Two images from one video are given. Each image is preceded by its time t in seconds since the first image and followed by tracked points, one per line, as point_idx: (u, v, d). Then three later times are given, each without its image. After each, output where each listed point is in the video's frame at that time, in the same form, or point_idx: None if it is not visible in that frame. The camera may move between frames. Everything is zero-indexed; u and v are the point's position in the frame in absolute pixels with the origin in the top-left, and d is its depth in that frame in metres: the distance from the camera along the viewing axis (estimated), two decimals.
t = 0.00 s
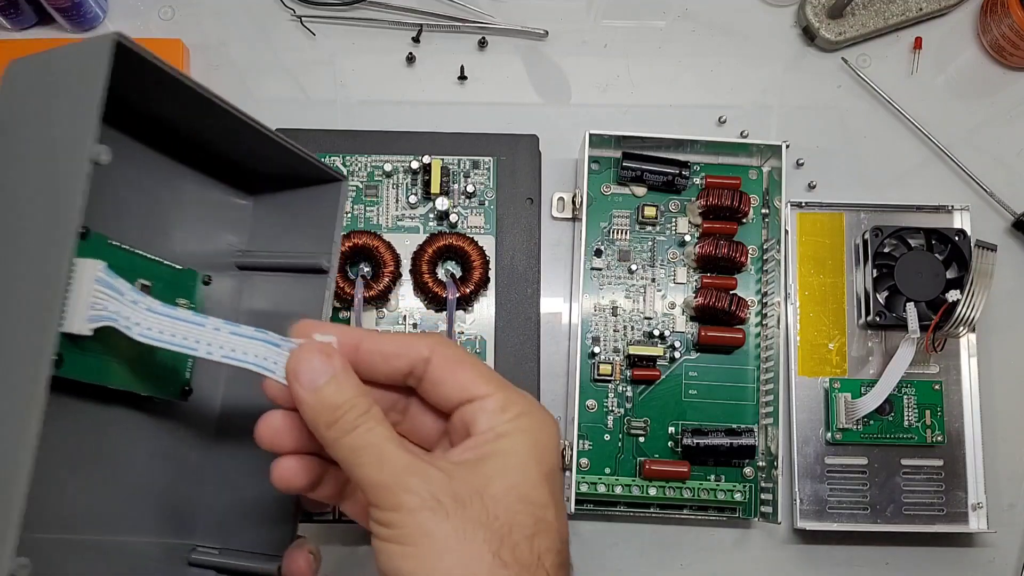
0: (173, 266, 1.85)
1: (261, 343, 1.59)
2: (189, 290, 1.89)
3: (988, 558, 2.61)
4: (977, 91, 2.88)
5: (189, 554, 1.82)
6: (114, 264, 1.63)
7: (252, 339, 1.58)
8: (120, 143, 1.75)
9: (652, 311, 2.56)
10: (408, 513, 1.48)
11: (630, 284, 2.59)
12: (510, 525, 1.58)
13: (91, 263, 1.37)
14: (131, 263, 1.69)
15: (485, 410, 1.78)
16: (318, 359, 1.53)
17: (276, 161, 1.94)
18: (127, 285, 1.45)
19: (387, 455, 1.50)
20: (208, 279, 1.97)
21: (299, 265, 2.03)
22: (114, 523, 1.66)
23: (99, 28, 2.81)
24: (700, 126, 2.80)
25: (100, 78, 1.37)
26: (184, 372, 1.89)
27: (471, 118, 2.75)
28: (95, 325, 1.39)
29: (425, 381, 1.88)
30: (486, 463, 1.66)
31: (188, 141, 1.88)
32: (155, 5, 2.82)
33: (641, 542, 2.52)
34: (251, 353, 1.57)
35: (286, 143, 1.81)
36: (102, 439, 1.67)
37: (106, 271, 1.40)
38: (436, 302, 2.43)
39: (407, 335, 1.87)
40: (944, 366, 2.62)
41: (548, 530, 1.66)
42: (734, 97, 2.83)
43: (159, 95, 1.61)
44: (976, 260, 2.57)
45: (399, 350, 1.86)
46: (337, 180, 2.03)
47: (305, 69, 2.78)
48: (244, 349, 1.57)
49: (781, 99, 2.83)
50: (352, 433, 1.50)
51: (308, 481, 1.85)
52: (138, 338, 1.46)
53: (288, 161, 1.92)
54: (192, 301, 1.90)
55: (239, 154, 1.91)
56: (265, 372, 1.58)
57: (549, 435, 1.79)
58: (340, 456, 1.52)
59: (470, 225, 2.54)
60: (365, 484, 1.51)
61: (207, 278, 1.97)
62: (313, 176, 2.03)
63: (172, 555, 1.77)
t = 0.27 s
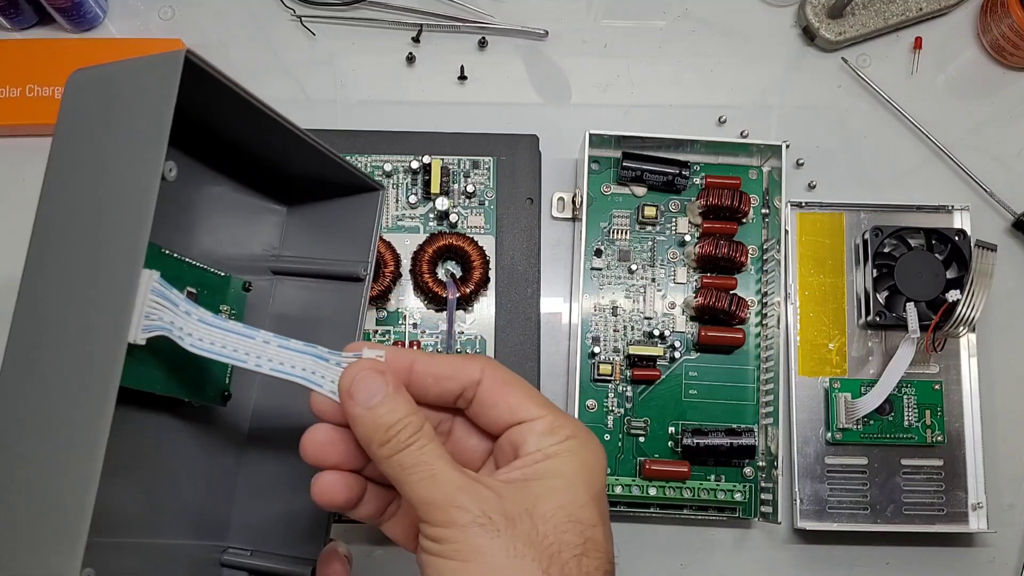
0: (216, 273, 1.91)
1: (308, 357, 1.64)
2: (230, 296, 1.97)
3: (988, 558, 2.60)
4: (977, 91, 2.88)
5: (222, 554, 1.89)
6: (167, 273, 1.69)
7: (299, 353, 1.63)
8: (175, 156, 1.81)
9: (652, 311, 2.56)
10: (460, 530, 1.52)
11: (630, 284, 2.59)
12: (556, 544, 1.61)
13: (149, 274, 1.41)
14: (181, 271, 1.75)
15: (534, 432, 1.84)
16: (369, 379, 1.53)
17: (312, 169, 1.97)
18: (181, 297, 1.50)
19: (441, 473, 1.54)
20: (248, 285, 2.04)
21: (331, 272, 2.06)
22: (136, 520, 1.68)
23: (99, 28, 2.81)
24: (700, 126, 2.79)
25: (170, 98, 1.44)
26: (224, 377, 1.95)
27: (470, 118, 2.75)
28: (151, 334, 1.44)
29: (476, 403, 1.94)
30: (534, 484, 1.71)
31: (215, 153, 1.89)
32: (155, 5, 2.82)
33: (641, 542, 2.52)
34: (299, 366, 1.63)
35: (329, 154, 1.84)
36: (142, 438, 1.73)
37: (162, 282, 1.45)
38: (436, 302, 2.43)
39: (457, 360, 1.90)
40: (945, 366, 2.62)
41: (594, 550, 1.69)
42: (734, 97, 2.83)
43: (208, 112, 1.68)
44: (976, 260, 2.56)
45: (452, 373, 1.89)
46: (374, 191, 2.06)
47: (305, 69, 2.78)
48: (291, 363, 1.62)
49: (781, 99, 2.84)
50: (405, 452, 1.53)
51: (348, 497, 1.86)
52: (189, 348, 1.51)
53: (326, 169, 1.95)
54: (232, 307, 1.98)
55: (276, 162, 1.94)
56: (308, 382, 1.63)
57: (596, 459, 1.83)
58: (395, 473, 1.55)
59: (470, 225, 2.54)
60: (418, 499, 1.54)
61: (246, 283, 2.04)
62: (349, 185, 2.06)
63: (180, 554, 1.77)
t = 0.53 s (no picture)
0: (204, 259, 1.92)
1: (298, 341, 1.64)
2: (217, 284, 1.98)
3: (988, 558, 2.60)
4: (977, 91, 2.88)
5: (221, 541, 1.94)
6: (156, 260, 1.70)
7: (289, 338, 1.63)
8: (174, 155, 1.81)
9: (652, 311, 2.56)
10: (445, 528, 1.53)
11: (630, 284, 2.59)
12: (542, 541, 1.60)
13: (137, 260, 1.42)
14: (170, 258, 1.76)
15: (519, 427, 1.84)
16: (358, 382, 1.59)
17: (293, 153, 1.98)
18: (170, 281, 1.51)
19: (427, 471, 1.56)
20: (235, 271, 2.06)
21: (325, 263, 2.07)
22: (136, 516, 1.67)
23: (99, 28, 2.81)
24: (700, 126, 2.80)
25: (155, 87, 1.46)
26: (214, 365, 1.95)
27: (470, 118, 2.75)
28: (141, 320, 1.44)
29: (461, 398, 1.97)
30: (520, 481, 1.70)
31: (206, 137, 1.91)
32: (155, 5, 2.82)
33: (641, 542, 2.52)
34: (289, 351, 1.62)
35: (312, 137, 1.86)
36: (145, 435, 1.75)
37: (150, 270, 1.46)
38: (436, 301, 2.43)
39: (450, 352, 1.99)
40: (945, 366, 2.62)
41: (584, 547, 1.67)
42: (734, 97, 2.83)
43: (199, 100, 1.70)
44: (976, 260, 2.55)
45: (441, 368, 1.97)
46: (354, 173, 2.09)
47: (305, 69, 2.78)
48: (282, 348, 1.61)
49: (781, 99, 2.84)
50: (392, 451, 1.55)
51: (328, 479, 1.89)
52: (180, 333, 1.51)
53: (308, 153, 1.97)
54: (219, 293, 1.99)
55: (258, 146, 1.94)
56: (299, 367, 1.63)
57: (582, 454, 1.81)
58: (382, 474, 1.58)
59: (470, 225, 2.54)
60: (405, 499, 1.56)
61: (231, 270, 2.04)
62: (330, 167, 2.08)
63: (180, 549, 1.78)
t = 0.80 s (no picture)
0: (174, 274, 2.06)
1: (277, 349, 1.70)
2: (188, 296, 2.13)
3: (988, 558, 2.61)
4: (977, 91, 2.88)
5: (193, 550, 2.03)
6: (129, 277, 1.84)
7: (266, 346, 1.69)
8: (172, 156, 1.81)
9: (652, 311, 2.56)
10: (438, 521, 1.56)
11: (630, 284, 2.58)
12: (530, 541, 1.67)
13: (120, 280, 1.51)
14: (147, 274, 1.93)
15: (503, 434, 1.89)
16: (358, 371, 1.61)
17: (260, 160, 2.04)
18: (151, 299, 1.58)
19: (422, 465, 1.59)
20: (205, 283, 2.19)
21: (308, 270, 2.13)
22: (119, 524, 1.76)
23: (99, 28, 2.81)
24: (700, 126, 2.80)
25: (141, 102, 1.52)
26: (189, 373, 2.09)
27: (470, 118, 2.75)
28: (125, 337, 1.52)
29: (450, 399, 1.97)
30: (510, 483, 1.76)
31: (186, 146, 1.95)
32: (155, 5, 2.82)
33: (641, 542, 2.52)
34: (269, 359, 1.68)
35: (276, 149, 1.93)
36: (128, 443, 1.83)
37: (133, 287, 1.53)
38: (436, 302, 2.43)
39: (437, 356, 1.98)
40: (945, 366, 2.62)
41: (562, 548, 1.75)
42: (733, 97, 2.83)
43: (175, 114, 1.75)
44: (976, 260, 2.55)
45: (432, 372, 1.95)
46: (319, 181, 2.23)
47: (305, 69, 2.78)
48: (263, 356, 1.67)
49: (781, 99, 2.84)
50: (387, 441, 1.58)
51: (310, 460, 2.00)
52: (163, 349, 1.59)
53: (276, 160, 2.03)
54: (191, 305, 2.14)
55: (230, 155, 2.01)
56: (280, 373, 1.68)
57: (561, 460, 1.88)
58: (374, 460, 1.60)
59: (470, 225, 2.54)
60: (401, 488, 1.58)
61: (202, 281, 2.19)
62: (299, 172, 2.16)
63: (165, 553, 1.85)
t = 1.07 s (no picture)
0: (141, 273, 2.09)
1: (251, 343, 1.72)
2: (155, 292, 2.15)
3: (988, 558, 2.61)
4: (977, 91, 2.88)
5: (169, 542, 2.05)
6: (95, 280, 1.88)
7: (240, 341, 1.72)
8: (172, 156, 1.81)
9: (652, 311, 2.56)
10: (444, 513, 1.59)
11: (630, 283, 2.59)
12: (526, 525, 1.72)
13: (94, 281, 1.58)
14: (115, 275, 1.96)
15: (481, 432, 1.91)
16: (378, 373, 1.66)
17: (226, 161, 2.09)
18: (128, 299, 1.65)
19: (420, 456, 1.63)
20: (171, 280, 2.22)
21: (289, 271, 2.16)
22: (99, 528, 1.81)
23: (99, 28, 2.81)
24: (700, 126, 2.80)
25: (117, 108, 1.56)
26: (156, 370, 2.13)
27: (470, 118, 2.75)
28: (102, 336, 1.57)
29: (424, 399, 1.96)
30: (494, 473, 1.82)
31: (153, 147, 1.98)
32: (155, 5, 2.82)
33: (641, 542, 2.52)
34: (241, 352, 1.71)
35: (242, 152, 1.99)
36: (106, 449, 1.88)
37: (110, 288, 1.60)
38: (436, 302, 2.44)
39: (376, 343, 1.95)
40: (945, 366, 2.62)
41: (554, 539, 1.80)
42: (734, 97, 2.83)
43: (141, 118, 1.78)
44: (976, 260, 2.56)
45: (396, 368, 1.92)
46: (275, 178, 2.24)
47: (305, 69, 2.78)
48: (237, 351, 1.70)
49: (781, 99, 2.84)
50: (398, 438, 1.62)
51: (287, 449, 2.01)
52: (141, 347, 1.65)
53: (234, 159, 2.07)
54: (157, 301, 2.16)
55: (191, 157, 2.05)
56: (254, 367, 1.70)
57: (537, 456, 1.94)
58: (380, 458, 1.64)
59: (470, 225, 2.54)
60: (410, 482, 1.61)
61: (167, 278, 2.21)
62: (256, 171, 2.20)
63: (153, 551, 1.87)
